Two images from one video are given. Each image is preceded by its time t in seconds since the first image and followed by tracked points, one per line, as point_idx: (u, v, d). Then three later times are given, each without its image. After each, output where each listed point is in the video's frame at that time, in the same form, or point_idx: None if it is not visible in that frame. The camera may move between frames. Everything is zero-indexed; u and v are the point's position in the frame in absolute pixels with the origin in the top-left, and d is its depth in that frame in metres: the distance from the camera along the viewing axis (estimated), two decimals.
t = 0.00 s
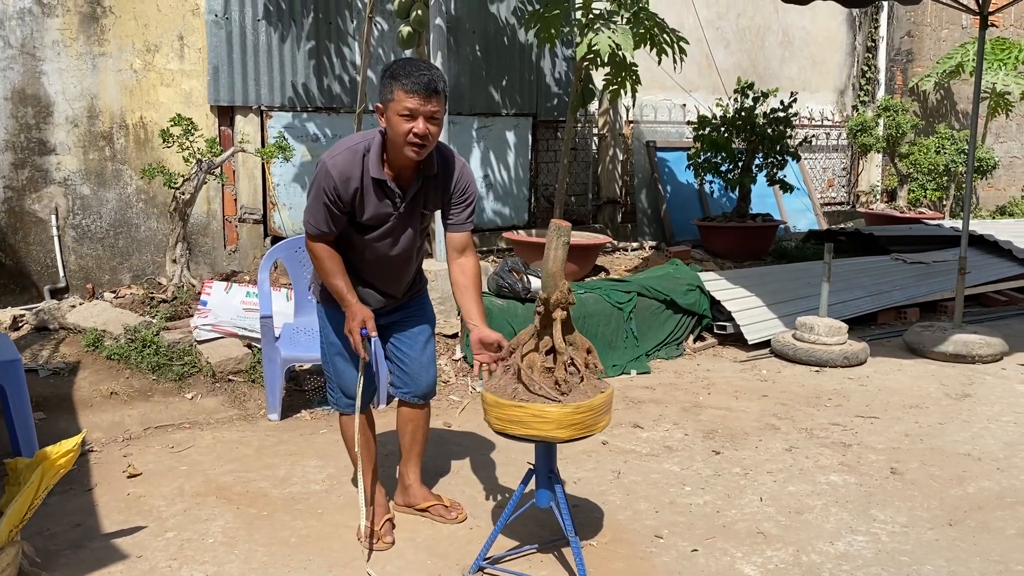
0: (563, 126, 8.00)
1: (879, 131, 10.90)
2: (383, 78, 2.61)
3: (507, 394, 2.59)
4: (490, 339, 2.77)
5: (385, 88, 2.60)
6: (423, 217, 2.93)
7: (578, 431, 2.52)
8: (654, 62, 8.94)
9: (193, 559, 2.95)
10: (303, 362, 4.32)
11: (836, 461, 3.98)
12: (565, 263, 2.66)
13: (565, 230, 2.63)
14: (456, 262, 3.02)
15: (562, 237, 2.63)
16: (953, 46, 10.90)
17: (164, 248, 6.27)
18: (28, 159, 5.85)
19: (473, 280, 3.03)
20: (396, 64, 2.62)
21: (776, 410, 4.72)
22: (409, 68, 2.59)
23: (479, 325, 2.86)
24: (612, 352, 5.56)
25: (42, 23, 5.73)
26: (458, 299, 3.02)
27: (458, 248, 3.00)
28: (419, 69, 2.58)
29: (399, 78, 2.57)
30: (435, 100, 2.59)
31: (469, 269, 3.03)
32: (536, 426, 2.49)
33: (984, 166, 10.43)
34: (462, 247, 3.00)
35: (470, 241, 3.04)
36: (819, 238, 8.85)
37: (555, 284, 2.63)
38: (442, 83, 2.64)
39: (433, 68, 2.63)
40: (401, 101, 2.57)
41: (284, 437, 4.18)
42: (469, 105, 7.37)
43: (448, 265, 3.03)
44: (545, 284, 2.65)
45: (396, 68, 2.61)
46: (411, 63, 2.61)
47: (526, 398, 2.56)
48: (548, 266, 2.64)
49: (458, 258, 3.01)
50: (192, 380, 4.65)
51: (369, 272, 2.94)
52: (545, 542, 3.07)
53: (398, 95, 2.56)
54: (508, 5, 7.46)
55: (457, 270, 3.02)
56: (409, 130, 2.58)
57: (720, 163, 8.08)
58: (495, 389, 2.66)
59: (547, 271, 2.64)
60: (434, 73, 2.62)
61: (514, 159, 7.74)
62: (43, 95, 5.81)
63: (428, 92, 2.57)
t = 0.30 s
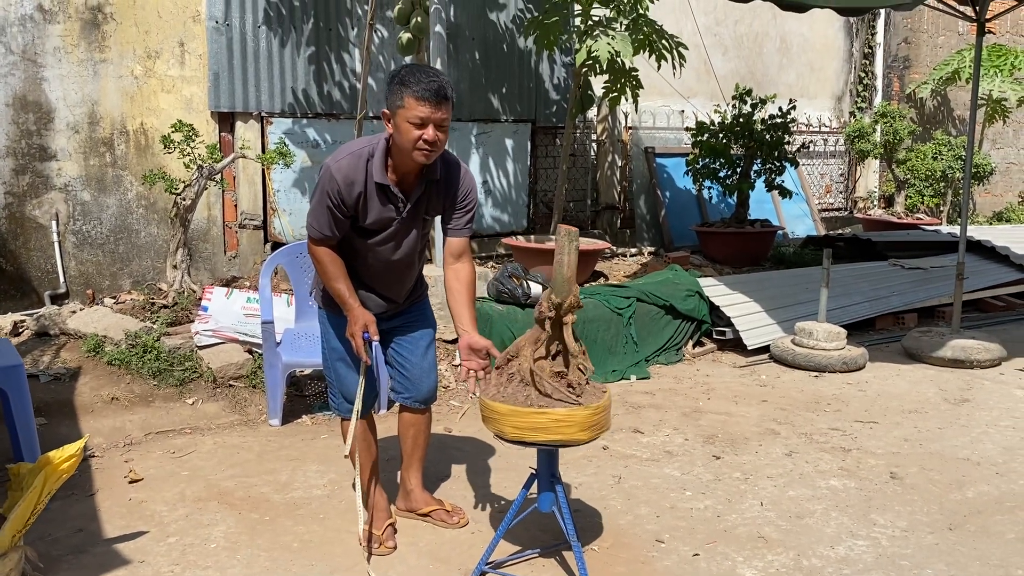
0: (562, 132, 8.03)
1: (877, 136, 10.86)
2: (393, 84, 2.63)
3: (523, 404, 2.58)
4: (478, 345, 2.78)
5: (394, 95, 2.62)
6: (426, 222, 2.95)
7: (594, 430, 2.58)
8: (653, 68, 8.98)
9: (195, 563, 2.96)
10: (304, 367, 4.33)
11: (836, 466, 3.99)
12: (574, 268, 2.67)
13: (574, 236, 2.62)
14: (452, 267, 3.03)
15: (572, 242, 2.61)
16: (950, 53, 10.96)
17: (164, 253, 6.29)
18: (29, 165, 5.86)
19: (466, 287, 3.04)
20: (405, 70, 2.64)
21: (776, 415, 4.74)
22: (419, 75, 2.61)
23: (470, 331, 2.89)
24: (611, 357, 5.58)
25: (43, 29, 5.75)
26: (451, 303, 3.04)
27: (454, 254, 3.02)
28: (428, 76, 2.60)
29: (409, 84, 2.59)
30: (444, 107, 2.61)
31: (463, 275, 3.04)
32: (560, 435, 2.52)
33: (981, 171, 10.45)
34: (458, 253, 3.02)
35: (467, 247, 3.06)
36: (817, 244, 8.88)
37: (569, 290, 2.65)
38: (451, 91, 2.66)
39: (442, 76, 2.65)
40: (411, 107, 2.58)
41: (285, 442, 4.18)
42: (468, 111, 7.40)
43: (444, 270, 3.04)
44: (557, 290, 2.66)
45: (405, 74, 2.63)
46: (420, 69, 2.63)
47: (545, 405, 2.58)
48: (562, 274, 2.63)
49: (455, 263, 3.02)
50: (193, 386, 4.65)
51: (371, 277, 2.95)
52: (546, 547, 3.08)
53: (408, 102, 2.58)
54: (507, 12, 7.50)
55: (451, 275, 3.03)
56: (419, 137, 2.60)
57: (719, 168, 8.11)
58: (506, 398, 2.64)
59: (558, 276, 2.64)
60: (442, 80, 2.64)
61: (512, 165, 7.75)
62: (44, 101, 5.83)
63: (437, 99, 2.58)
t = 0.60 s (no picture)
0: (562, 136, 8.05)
1: (876, 141, 10.90)
2: (406, 94, 2.62)
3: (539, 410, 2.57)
4: (477, 350, 2.82)
5: (409, 106, 2.60)
6: (427, 227, 2.95)
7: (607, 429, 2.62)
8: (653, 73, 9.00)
9: (196, 568, 2.96)
10: (304, 372, 4.33)
11: (837, 470, 4.00)
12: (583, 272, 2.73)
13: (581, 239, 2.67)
14: (450, 272, 3.04)
15: (581, 245, 2.67)
16: (949, 58, 10.99)
17: (165, 258, 6.29)
18: (31, 169, 5.87)
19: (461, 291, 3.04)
20: (418, 80, 2.63)
21: (776, 420, 4.74)
22: (433, 88, 2.60)
23: (467, 336, 2.90)
24: (612, 361, 5.59)
25: (45, 34, 5.77)
26: (449, 307, 3.05)
27: (451, 259, 3.03)
28: (442, 89, 2.60)
29: (424, 97, 2.58)
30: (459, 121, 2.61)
31: (462, 279, 3.05)
32: (583, 437, 2.52)
33: (980, 176, 10.50)
34: (456, 258, 3.03)
35: (466, 252, 3.07)
36: (817, 248, 8.89)
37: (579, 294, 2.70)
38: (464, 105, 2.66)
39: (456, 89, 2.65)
40: (427, 123, 2.58)
41: (287, 446, 4.18)
42: (468, 116, 7.42)
43: (443, 275, 3.05)
44: (570, 293, 2.70)
45: (417, 84, 2.62)
46: (433, 80, 2.62)
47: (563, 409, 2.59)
48: (575, 278, 2.68)
49: (453, 268, 3.03)
50: (194, 390, 4.66)
51: (372, 281, 2.96)
52: (548, 551, 3.08)
53: (425, 118, 2.57)
54: (508, 17, 7.52)
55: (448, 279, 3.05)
56: (433, 152, 2.62)
57: (718, 173, 8.13)
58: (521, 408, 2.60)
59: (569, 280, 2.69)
60: (455, 93, 2.63)
61: (512, 169, 7.76)
62: (45, 106, 5.84)
63: (452, 114, 2.59)
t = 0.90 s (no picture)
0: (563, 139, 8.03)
1: (878, 143, 10.91)
2: (412, 101, 2.61)
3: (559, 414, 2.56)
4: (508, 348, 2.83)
5: (415, 114, 2.60)
6: (428, 230, 2.95)
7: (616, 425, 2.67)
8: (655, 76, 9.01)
9: (198, 571, 2.96)
10: (306, 375, 4.32)
11: (839, 473, 3.99)
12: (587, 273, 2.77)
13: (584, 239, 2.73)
14: (468, 276, 3.07)
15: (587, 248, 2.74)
16: (950, 60, 10.95)
17: (166, 260, 6.29)
18: (33, 172, 5.88)
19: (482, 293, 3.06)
20: (424, 87, 2.62)
21: (778, 423, 4.73)
22: (440, 96, 2.59)
23: (498, 336, 2.90)
24: (613, 364, 5.57)
25: (47, 37, 5.78)
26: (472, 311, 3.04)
27: (467, 261, 3.06)
28: (448, 97, 2.59)
29: (430, 105, 2.58)
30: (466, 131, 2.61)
31: (479, 282, 3.07)
32: (603, 434, 2.56)
33: (982, 178, 10.50)
34: (471, 260, 3.05)
35: (478, 255, 3.10)
36: (819, 251, 8.89)
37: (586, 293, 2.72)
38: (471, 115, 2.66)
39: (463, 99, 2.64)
40: (433, 132, 2.57)
41: (288, 449, 4.18)
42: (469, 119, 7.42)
43: (459, 279, 3.07)
44: (581, 294, 2.73)
45: (423, 91, 2.61)
46: (439, 88, 2.61)
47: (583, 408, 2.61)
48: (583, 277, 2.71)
49: (469, 271, 3.06)
50: (196, 393, 4.65)
51: (372, 284, 2.96)
52: (550, 554, 3.07)
53: (432, 127, 2.56)
54: (509, 20, 7.52)
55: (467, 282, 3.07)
56: (438, 159, 2.62)
57: (720, 175, 8.13)
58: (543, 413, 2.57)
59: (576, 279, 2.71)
60: (461, 101, 2.63)
61: (513, 171, 7.76)
62: (47, 108, 5.85)
63: (458, 124, 2.58)
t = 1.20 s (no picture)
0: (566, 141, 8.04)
1: (881, 145, 10.89)
2: (420, 107, 2.61)
3: (583, 415, 2.57)
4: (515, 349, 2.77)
5: (422, 120, 2.60)
6: (433, 234, 2.95)
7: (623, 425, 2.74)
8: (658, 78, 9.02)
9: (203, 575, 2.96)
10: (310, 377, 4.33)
11: (843, 477, 3.99)
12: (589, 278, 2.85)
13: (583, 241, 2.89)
14: (473, 279, 3.07)
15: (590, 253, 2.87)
16: (952, 62, 10.98)
17: (170, 263, 6.30)
18: (37, 174, 5.88)
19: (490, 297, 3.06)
20: (432, 94, 2.62)
21: (782, 426, 4.73)
22: (447, 103, 2.59)
23: (505, 339, 2.87)
24: (616, 367, 5.57)
25: (51, 40, 5.78)
26: (479, 315, 3.04)
27: (473, 264, 3.06)
28: (455, 105, 2.59)
29: (437, 112, 2.58)
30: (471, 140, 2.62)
31: (486, 285, 3.07)
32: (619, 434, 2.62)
33: (986, 180, 10.49)
34: (477, 263, 3.05)
35: (484, 258, 3.09)
36: (822, 253, 8.89)
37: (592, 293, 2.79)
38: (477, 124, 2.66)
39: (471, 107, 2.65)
40: (440, 139, 2.58)
41: (292, 452, 4.19)
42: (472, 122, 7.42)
43: (466, 283, 3.08)
44: (588, 296, 2.79)
45: (430, 98, 2.61)
46: (446, 95, 2.61)
47: (601, 407, 2.65)
48: (588, 277, 2.79)
49: (475, 274, 3.06)
50: (200, 396, 4.66)
51: (377, 288, 2.96)
52: (554, 558, 3.07)
53: (439, 134, 2.56)
54: (512, 22, 7.53)
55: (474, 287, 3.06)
56: (444, 166, 2.63)
57: (723, 178, 8.14)
58: (568, 416, 2.55)
59: (581, 280, 2.79)
60: (468, 108, 2.63)
61: (516, 173, 7.76)
62: (52, 111, 5.85)
63: (464, 132, 2.58)
